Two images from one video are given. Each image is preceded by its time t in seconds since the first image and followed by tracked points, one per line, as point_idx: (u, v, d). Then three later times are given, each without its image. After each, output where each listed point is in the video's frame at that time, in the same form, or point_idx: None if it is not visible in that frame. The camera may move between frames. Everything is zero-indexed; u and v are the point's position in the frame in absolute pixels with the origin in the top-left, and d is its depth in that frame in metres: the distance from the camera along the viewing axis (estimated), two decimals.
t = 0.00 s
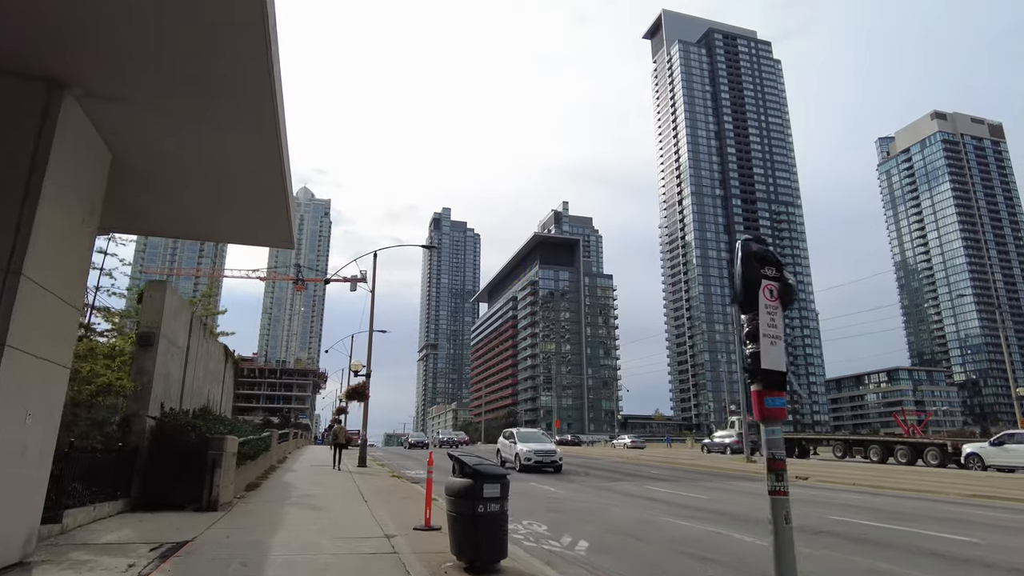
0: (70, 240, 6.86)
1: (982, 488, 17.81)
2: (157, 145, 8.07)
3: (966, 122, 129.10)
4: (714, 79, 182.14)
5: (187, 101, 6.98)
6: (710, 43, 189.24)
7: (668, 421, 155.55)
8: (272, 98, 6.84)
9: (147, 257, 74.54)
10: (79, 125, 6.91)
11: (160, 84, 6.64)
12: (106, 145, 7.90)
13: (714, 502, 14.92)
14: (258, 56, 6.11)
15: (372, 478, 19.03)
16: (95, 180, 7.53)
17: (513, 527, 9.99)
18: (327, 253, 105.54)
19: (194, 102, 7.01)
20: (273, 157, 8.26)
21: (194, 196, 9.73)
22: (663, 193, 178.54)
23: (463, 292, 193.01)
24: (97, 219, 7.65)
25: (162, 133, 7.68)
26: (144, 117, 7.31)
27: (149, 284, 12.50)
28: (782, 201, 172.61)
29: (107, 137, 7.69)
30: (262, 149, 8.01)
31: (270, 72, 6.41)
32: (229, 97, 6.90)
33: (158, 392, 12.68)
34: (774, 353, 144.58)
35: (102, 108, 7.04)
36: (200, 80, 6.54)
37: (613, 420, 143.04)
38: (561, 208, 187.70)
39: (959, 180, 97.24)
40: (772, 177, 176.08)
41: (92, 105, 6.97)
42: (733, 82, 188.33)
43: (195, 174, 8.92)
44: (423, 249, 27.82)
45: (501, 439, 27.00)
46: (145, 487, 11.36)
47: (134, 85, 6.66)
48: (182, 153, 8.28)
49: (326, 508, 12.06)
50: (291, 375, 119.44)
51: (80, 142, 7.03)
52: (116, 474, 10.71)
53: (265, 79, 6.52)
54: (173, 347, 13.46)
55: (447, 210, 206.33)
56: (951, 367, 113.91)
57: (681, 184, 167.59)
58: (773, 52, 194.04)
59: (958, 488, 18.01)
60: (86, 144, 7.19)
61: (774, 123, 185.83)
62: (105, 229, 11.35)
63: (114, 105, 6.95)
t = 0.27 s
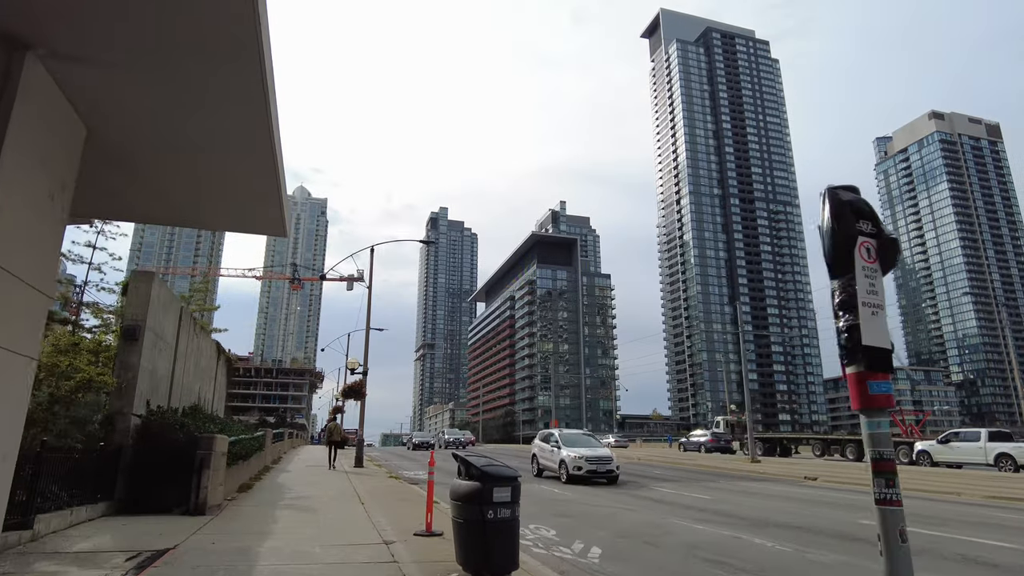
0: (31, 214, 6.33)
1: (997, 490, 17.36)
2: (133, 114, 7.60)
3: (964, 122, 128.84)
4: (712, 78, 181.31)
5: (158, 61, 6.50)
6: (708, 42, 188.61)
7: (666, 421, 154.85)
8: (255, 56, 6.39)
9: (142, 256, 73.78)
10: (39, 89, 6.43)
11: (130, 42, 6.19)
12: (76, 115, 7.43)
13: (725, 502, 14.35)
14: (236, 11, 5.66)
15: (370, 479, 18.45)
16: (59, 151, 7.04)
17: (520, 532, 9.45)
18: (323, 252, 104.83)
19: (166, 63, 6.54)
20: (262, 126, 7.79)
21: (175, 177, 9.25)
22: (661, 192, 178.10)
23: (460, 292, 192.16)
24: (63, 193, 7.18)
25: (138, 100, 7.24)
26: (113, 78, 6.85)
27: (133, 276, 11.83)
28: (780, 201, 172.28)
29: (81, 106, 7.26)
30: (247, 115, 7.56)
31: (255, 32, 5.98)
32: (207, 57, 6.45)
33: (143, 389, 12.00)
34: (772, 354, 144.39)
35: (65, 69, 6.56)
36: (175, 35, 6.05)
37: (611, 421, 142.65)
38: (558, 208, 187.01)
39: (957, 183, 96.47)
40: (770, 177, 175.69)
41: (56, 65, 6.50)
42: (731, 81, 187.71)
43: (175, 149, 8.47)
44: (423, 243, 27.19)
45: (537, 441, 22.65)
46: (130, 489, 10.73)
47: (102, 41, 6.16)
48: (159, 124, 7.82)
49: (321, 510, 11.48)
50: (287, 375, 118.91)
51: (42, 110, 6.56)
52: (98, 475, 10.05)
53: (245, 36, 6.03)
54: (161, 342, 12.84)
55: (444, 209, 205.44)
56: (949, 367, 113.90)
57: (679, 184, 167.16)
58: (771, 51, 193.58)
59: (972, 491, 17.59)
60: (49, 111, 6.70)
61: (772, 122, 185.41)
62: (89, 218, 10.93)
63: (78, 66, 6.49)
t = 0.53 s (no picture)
0: None
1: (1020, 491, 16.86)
2: (113, 80, 7.11)
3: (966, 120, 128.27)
4: (714, 76, 180.54)
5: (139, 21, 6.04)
6: (710, 40, 187.94)
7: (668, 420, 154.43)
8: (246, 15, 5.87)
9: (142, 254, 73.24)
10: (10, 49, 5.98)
11: None
12: (55, 81, 6.98)
13: (744, 504, 13.82)
14: None
15: (371, 479, 17.91)
16: (35, 119, 6.59)
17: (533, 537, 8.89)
18: (324, 250, 104.31)
19: (148, 25, 6.08)
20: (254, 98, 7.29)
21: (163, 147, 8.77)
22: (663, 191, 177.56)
23: (461, 290, 191.64)
24: (36, 161, 6.69)
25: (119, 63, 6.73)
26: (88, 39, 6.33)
27: (125, 266, 11.28)
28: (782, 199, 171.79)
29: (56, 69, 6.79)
30: (236, 83, 7.05)
31: None
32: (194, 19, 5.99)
33: (135, 386, 11.47)
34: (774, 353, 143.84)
35: (42, 30, 6.11)
36: None
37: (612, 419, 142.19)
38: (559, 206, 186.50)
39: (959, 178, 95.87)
40: (772, 175, 175.12)
41: (24, 20, 5.97)
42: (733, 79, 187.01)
43: (161, 118, 7.99)
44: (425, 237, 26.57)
45: (602, 445, 18.13)
46: (118, 489, 10.22)
47: None
48: (143, 91, 7.32)
49: (321, 512, 10.93)
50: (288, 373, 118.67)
51: (12, 72, 6.09)
52: (84, 474, 9.56)
53: None
54: (154, 336, 12.39)
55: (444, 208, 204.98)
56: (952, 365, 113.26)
57: (681, 183, 166.59)
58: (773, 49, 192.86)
59: (995, 491, 17.06)
60: (19, 73, 6.22)
61: (774, 120, 184.80)
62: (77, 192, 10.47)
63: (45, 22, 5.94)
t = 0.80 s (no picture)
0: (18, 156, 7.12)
1: None
2: (120, 71, 8.26)
3: (967, 120, 127.65)
4: (715, 76, 179.88)
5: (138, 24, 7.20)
6: (710, 39, 186.80)
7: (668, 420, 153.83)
8: (237, 12, 6.93)
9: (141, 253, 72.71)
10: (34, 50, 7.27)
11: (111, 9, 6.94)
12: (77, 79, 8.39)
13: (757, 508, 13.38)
14: None
15: (370, 482, 17.19)
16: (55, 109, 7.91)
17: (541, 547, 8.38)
18: (324, 250, 103.49)
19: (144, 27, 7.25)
20: (245, 87, 8.43)
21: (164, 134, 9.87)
22: (663, 191, 176.74)
23: (461, 291, 191.03)
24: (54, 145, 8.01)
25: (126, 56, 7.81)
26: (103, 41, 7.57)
27: (112, 259, 10.64)
28: (783, 199, 171.13)
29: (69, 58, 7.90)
30: (230, 74, 8.16)
31: None
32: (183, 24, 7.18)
33: (123, 386, 10.77)
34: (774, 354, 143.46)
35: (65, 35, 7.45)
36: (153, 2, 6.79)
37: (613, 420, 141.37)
38: (559, 206, 185.60)
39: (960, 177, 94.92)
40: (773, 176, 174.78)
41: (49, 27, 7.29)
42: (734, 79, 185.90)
43: (162, 108, 9.14)
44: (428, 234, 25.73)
45: (709, 452, 13.52)
46: (100, 496, 9.57)
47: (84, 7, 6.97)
48: (146, 81, 8.43)
49: (318, 520, 10.34)
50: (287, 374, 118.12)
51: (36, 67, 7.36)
52: (63, 481, 8.89)
53: None
54: (144, 331, 11.89)
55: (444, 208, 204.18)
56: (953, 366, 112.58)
57: (682, 184, 166.37)
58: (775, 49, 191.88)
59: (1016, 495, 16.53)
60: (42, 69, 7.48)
61: (776, 120, 184.03)
62: (85, 176, 11.58)
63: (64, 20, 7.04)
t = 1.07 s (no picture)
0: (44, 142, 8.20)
1: None
2: (134, 69, 9.39)
3: (969, 120, 127.00)
4: (716, 75, 179.04)
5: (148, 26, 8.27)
6: (712, 38, 185.84)
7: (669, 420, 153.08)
8: (236, 17, 8.03)
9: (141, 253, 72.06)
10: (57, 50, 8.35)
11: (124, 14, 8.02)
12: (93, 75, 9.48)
13: (778, 513, 12.94)
14: None
15: (370, 485, 16.48)
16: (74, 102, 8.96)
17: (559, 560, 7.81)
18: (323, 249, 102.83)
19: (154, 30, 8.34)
20: (242, 69, 9.31)
21: (165, 117, 10.74)
22: (664, 191, 175.95)
23: (460, 291, 190.37)
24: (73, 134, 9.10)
25: (128, 43, 8.61)
26: (117, 42, 8.66)
27: (96, 249, 10.01)
28: (785, 199, 170.37)
29: (80, 47, 8.76)
30: (226, 59, 9.01)
31: None
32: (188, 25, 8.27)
33: (112, 383, 10.20)
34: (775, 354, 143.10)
35: (83, 37, 8.53)
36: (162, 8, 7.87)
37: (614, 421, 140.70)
38: (559, 206, 184.74)
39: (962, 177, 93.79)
40: (775, 175, 174.15)
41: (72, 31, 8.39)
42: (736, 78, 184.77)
43: (170, 101, 10.25)
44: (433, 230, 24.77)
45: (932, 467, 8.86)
46: (84, 501, 8.93)
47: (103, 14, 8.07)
48: (148, 66, 9.27)
49: (319, 527, 9.75)
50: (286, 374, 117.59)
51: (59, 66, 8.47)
52: (43, 488, 8.22)
53: None
54: (134, 327, 11.30)
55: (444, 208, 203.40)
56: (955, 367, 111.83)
57: (683, 184, 165.65)
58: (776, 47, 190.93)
59: None
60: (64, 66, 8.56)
61: (777, 119, 183.22)
62: (90, 158, 12.43)
63: (77, 11, 7.93)
